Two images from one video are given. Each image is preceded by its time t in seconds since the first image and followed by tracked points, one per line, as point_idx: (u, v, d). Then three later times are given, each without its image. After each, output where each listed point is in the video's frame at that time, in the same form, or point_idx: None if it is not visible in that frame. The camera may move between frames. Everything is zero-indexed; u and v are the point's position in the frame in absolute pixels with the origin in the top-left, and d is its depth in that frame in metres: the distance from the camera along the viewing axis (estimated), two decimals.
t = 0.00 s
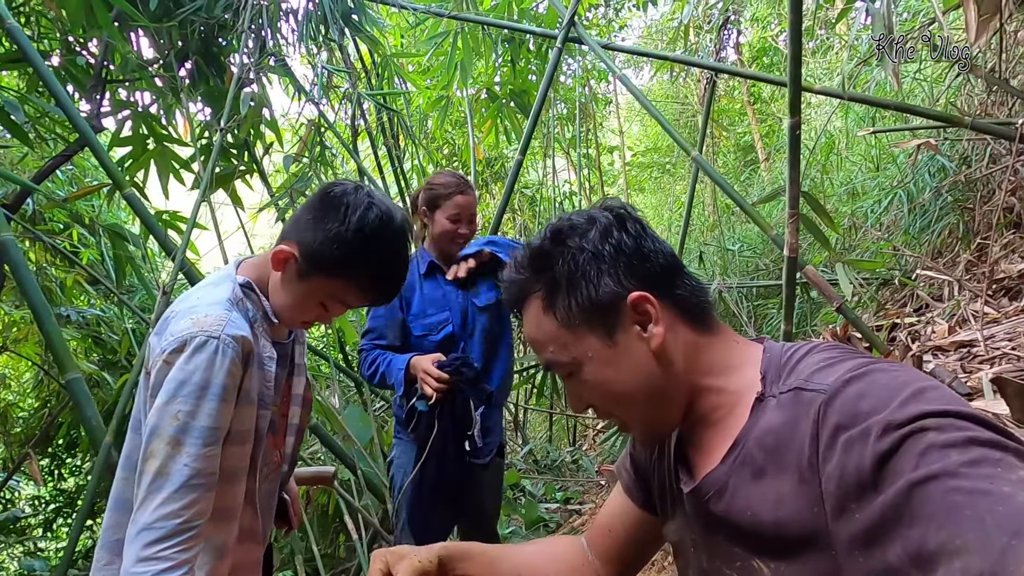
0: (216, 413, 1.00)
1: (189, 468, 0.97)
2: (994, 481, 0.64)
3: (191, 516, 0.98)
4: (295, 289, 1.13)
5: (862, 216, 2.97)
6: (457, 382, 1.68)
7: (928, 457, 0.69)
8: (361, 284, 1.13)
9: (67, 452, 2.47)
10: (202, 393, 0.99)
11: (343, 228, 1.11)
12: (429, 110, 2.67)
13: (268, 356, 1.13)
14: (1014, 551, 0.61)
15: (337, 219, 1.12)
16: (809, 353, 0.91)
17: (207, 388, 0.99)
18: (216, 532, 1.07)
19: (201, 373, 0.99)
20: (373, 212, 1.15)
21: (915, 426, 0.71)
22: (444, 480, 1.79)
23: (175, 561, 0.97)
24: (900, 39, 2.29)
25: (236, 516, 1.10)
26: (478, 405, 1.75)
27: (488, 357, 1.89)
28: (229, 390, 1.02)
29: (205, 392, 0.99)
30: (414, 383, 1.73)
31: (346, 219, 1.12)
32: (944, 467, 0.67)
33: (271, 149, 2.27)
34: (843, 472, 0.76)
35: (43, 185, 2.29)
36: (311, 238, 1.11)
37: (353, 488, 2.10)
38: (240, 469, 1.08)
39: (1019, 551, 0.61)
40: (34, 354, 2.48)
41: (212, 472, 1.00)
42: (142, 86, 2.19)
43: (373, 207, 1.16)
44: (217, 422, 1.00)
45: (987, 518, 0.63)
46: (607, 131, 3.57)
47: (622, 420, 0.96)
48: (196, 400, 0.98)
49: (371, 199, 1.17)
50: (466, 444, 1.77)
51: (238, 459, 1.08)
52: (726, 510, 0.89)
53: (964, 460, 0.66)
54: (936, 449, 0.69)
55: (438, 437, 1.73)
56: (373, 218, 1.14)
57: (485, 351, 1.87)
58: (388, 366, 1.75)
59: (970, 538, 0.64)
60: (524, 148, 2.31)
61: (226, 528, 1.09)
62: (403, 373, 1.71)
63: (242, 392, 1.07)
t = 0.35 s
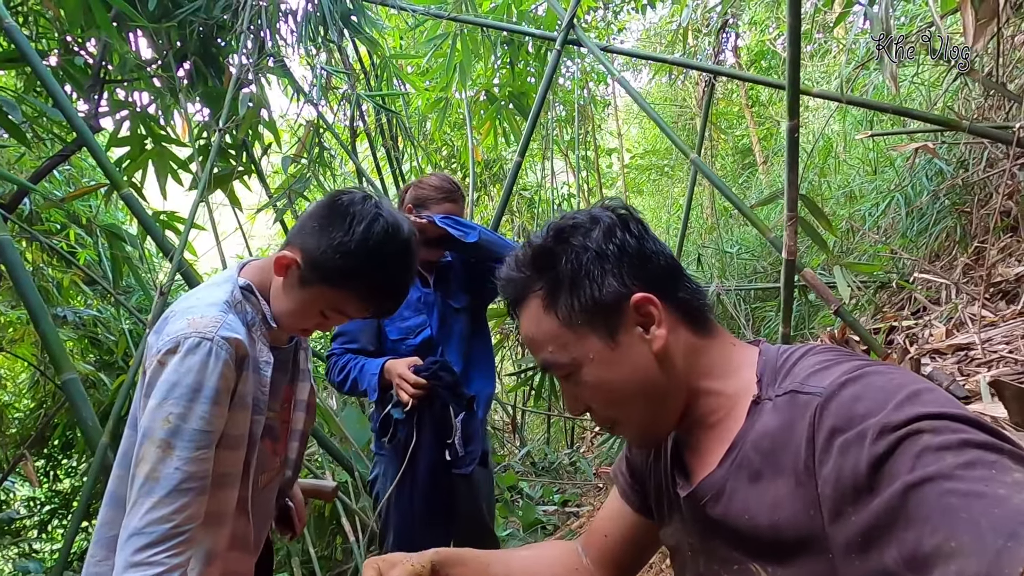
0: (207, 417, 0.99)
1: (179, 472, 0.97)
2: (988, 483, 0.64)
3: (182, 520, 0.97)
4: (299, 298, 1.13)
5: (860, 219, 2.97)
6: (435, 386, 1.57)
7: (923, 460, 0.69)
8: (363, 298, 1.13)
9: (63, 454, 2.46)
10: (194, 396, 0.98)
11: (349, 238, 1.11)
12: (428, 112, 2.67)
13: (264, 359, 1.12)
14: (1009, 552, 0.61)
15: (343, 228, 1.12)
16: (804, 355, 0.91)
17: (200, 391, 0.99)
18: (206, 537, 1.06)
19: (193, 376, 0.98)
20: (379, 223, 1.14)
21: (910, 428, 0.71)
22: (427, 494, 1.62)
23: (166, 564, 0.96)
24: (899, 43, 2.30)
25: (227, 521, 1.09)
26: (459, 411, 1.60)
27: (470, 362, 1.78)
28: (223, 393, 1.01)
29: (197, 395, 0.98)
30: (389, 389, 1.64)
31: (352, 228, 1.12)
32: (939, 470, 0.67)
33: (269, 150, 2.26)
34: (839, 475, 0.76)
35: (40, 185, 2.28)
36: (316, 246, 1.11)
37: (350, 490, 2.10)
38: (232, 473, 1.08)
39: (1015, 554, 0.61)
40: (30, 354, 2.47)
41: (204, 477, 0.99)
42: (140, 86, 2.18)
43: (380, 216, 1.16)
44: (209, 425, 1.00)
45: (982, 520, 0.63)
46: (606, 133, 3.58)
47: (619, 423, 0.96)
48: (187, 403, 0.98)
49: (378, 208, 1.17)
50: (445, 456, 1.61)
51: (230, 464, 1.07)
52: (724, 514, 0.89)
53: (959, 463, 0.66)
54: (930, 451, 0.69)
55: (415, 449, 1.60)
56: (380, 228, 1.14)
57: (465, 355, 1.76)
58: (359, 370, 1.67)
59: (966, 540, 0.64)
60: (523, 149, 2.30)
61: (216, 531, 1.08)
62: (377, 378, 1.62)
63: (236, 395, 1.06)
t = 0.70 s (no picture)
0: (213, 412, 1.01)
1: (185, 466, 0.99)
2: (973, 479, 0.65)
3: (188, 514, 1.00)
4: (296, 293, 1.14)
5: (877, 214, 2.94)
6: (447, 389, 1.57)
7: (910, 457, 0.69)
8: (365, 291, 1.14)
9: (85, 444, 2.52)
10: (200, 391, 1.01)
11: (340, 231, 1.12)
12: (440, 108, 2.68)
13: (266, 356, 1.14)
14: (993, 547, 0.62)
15: (335, 221, 1.13)
16: (795, 355, 0.91)
17: (205, 387, 1.01)
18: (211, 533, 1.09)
19: (199, 371, 1.01)
20: (371, 214, 1.15)
21: (897, 426, 0.71)
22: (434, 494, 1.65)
23: (172, 557, 0.98)
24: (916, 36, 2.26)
25: (234, 516, 1.11)
26: (470, 414, 1.62)
27: (475, 361, 1.83)
28: (226, 388, 1.04)
29: (202, 390, 1.01)
30: (396, 390, 1.64)
31: (344, 220, 1.13)
32: (925, 467, 0.67)
33: (282, 147, 2.29)
34: (828, 473, 0.76)
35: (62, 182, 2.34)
36: (310, 240, 1.12)
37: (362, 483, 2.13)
38: (237, 470, 1.10)
39: (998, 548, 0.61)
40: (53, 347, 2.53)
41: (209, 471, 1.02)
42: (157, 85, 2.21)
43: (374, 208, 1.17)
44: (214, 420, 1.02)
45: (967, 515, 0.64)
46: (619, 128, 3.57)
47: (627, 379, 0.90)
48: (193, 398, 1.00)
49: (372, 200, 1.18)
50: (456, 458, 1.64)
51: (235, 460, 1.09)
52: (717, 514, 0.89)
53: (944, 459, 0.67)
54: (917, 449, 0.69)
55: (427, 451, 1.63)
56: (372, 220, 1.15)
57: (471, 353, 1.81)
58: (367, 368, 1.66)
59: (951, 536, 0.64)
60: (534, 145, 2.30)
61: (223, 526, 1.10)
62: (385, 379, 1.63)
63: (240, 391, 1.08)
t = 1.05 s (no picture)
0: (211, 414, 1.04)
1: (186, 468, 1.02)
2: (955, 487, 0.64)
3: (189, 514, 1.03)
4: (281, 289, 1.16)
5: (905, 203, 2.87)
6: (456, 397, 1.59)
7: (894, 466, 0.67)
8: (351, 277, 1.14)
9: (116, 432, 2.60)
10: (198, 394, 1.04)
11: (310, 221, 1.13)
12: (457, 101, 2.68)
13: (263, 359, 1.17)
14: (976, 556, 0.60)
15: (309, 212, 1.15)
16: (782, 362, 0.90)
17: (203, 390, 1.04)
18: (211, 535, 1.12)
19: (197, 374, 1.04)
20: (344, 201, 1.15)
21: (881, 435, 0.69)
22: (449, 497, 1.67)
23: (176, 557, 1.02)
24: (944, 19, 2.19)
25: (231, 517, 1.15)
26: (480, 421, 1.64)
27: (488, 361, 1.86)
28: (224, 391, 1.07)
29: (201, 393, 1.04)
30: (409, 393, 1.66)
31: (316, 210, 1.15)
32: (909, 475, 0.66)
33: (300, 143, 2.32)
34: (813, 482, 0.74)
35: (90, 179, 2.40)
36: (287, 235, 1.15)
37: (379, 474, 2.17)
38: (235, 471, 1.13)
39: (981, 558, 0.60)
40: (85, 339, 2.60)
41: (208, 473, 1.05)
42: (179, 83, 2.25)
43: (348, 195, 1.17)
44: (212, 422, 1.05)
45: (950, 523, 0.62)
46: (639, 117, 3.53)
47: (646, 363, 0.88)
48: (192, 402, 1.03)
49: (348, 188, 1.19)
50: (469, 464, 1.65)
51: (233, 462, 1.12)
52: (706, 521, 0.88)
53: (928, 468, 0.65)
54: (901, 457, 0.67)
55: (439, 455, 1.65)
56: (343, 206, 1.15)
57: (485, 353, 1.83)
58: (381, 371, 1.68)
59: (935, 545, 0.63)
60: (548, 139, 2.28)
61: (219, 528, 1.13)
62: (398, 382, 1.64)
63: (236, 393, 1.11)
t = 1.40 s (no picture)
0: (166, 411, 0.98)
1: (148, 469, 0.96)
2: (963, 490, 0.63)
3: (160, 515, 0.97)
4: (217, 269, 1.07)
5: (910, 198, 2.86)
6: (460, 390, 1.57)
7: (900, 468, 0.66)
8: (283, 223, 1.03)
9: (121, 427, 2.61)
10: (151, 391, 0.97)
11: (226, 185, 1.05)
12: (459, 95, 2.68)
13: (219, 352, 1.09)
14: (984, 560, 0.59)
15: (224, 179, 1.07)
16: (786, 364, 0.89)
17: (155, 386, 0.97)
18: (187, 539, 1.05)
19: (145, 372, 0.96)
20: (260, 159, 1.07)
21: (887, 437, 0.68)
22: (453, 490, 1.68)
23: (154, 561, 0.95)
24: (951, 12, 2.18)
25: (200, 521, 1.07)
26: (485, 415, 1.62)
27: (492, 358, 1.86)
28: (178, 386, 1.00)
29: (153, 390, 0.97)
30: (414, 386, 1.64)
31: (231, 174, 1.06)
32: (915, 478, 0.65)
33: (302, 138, 2.32)
34: (818, 484, 0.73)
35: (93, 175, 2.39)
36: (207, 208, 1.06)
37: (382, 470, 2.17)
38: (200, 472, 1.05)
39: (989, 562, 0.59)
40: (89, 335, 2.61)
41: (173, 471, 0.99)
42: (181, 78, 2.24)
43: (264, 154, 1.09)
44: (170, 419, 0.98)
45: (957, 527, 0.61)
46: (642, 111, 3.52)
47: (647, 366, 0.88)
48: (145, 400, 0.96)
49: (263, 148, 1.10)
50: (473, 458, 1.66)
51: (197, 462, 1.05)
52: (710, 525, 0.88)
53: (935, 471, 0.64)
54: (907, 460, 0.66)
55: (443, 448, 1.65)
56: (258, 163, 1.06)
57: (488, 352, 1.83)
58: (385, 365, 1.67)
59: (941, 548, 0.62)
60: (551, 133, 2.27)
61: (191, 536, 1.06)
62: (402, 376, 1.63)
63: (192, 390, 1.04)
